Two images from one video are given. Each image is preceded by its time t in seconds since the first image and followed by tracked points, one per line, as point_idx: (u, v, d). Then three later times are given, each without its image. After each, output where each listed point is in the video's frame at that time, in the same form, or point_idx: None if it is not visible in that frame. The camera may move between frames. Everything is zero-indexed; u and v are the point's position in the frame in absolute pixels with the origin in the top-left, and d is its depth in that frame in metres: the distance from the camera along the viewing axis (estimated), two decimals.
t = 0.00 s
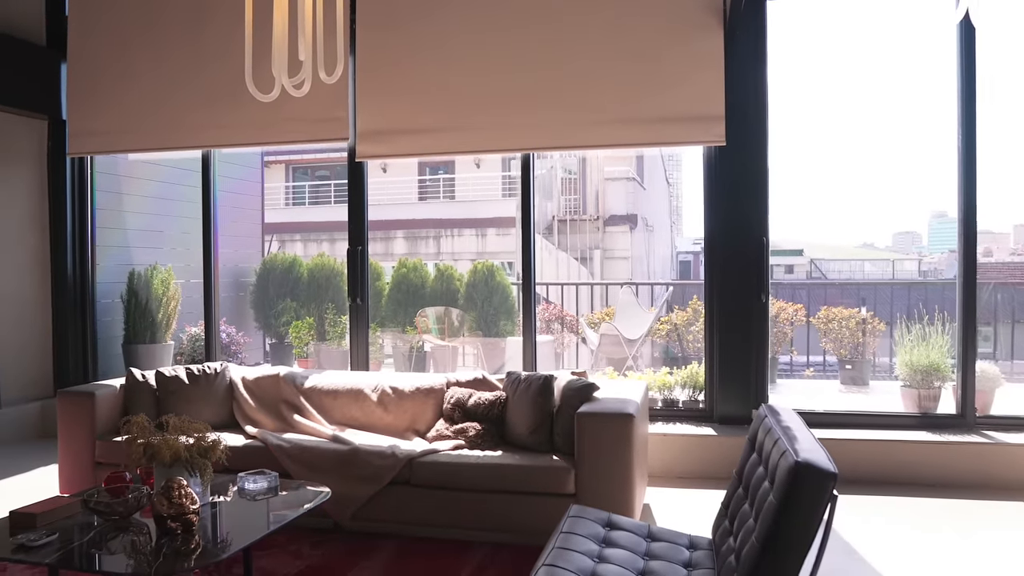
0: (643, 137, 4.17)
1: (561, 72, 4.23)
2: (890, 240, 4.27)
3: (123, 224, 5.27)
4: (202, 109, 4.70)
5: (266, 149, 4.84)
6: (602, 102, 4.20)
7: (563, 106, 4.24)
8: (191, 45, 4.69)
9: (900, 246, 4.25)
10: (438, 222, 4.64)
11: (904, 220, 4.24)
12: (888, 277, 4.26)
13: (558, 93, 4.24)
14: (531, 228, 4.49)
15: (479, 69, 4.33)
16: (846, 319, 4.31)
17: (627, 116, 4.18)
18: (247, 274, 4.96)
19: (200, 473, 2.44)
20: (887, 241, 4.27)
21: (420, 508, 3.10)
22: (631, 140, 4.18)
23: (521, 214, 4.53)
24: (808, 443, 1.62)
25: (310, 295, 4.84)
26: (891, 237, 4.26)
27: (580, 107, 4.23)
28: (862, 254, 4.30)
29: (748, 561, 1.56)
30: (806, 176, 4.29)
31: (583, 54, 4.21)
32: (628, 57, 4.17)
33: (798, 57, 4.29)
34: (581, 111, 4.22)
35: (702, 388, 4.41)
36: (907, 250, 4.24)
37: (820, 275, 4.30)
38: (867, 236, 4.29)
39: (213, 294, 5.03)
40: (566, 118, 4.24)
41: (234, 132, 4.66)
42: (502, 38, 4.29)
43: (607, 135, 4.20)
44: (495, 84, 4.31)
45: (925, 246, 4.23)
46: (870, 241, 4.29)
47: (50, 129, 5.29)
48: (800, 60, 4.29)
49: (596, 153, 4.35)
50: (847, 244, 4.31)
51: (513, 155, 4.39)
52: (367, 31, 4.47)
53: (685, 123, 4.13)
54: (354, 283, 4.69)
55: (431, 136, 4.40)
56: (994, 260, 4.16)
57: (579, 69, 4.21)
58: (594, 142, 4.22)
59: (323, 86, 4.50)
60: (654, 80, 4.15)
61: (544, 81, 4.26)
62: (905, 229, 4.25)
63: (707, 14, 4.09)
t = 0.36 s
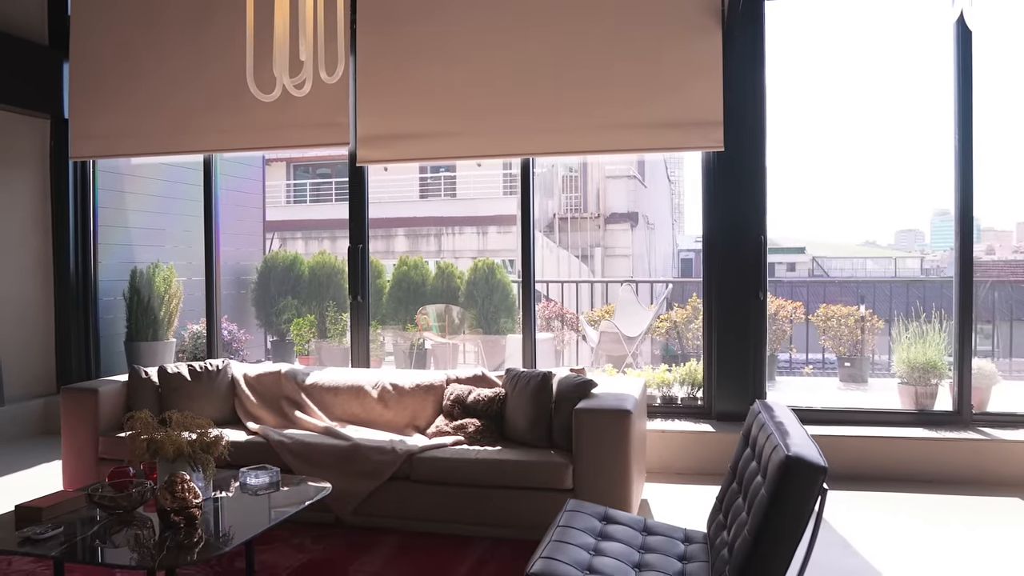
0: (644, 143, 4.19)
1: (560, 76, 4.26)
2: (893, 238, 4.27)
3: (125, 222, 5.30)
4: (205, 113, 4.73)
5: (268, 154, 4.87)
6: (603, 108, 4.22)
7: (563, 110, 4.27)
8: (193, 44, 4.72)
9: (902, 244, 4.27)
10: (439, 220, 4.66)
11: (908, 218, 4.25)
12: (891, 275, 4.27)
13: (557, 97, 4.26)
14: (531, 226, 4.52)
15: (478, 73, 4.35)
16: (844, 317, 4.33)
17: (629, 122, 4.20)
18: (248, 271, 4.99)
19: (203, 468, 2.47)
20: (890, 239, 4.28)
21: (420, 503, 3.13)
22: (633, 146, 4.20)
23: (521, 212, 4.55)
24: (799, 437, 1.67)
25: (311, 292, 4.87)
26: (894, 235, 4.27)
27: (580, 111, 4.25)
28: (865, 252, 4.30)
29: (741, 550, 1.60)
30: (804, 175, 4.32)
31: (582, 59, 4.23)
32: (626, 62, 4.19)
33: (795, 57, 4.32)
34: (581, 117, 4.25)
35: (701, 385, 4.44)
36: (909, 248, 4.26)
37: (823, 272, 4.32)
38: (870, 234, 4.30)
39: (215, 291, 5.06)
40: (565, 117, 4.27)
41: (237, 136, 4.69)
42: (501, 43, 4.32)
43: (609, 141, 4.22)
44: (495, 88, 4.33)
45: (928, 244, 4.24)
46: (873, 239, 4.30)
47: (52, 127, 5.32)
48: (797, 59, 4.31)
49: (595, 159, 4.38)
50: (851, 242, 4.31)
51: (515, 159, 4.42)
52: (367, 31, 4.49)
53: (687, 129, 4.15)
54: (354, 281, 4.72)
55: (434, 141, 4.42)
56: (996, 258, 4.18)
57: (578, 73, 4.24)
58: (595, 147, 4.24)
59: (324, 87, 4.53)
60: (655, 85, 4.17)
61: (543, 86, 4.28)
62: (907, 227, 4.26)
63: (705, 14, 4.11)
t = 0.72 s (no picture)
0: (646, 146, 4.21)
1: (560, 77, 4.28)
2: (897, 236, 4.29)
3: (128, 220, 5.33)
4: (207, 113, 4.75)
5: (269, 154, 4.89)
6: (605, 109, 4.24)
7: (563, 109, 4.28)
8: (195, 43, 4.74)
9: (907, 241, 4.28)
10: (441, 217, 4.68)
11: (912, 216, 4.27)
12: (895, 273, 4.29)
13: (558, 98, 4.28)
14: (531, 224, 4.54)
15: (479, 74, 4.37)
16: (844, 314, 4.35)
17: (631, 126, 4.22)
18: (251, 268, 5.02)
19: (206, 462, 2.50)
20: (894, 236, 4.29)
21: (422, 498, 3.16)
22: (635, 150, 4.22)
23: (523, 209, 4.57)
24: (792, 430, 1.70)
25: (313, 289, 4.90)
26: (898, 233, 4.29)
27: (581, 110, 4.27)
28: (868, 250, 4.32)
29: (735, 541, 1.64)
30: (803, 174, 4.33)
31: (581, 61, 4.25)
32: (626, 63, 4.21)
33: (794, 55, 4.33)
34: (583, 120, 4.27)
35: (700, 382, 4.46)
36: (913, 246, 4.27)
37: (826, 270, 4.33)
38: (874, 232, 4.31)
39: (217, 288, 5.08)
40: (566, 114, 4.28)
41: (240, 138, 4.72)
42: (502, 43, 4.33)
43: (611, 144, 4.24)
44: (496, 89, 4.35)
45: (931, 242, 4.26)
46: (877, 236, 4.31)
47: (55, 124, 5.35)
48: (796, 57, 4.32)
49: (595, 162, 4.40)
50: (855, 240, 4.33)
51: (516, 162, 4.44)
52: (368, 28, 4.51)
53: (687, 133, 4.17)
54: (356, 278, 4.75)
55: (436, 145, 4.44)
56: (1001, 256, 4.19)
57: (578, 74, 4.25)
58: (597, 151, 4.26)
59: (325, 86, 4.54)
60: (656, 88, 4.18)
61: (544, 87, 4.30)
62: (911, 224, 4.28)
63: (704, 13, 4.12)
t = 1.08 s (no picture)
0: (650, 150, 4.23)
1: (563, 77, 4.29)
2: (904, 234, 4.29)
3: (134, 217, 5.37)
4: (213, 111, 4.78)
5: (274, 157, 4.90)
6: (609, 106, 4.25)
7: (567, 106, 4.30)
8: (201, 41, 4.77)
9: (914, 239, 4.28)
10: (445, 215, 4.70)
11: (919, 213, 4.27)
12: (902, 271, 4.29)
13: (562, 98, 4.30)
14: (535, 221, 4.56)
15: (483, 74, 4.39)
16: (848, 311, 4.36)
17: (636, 129, 4.23)
18: (257, 265, 5.05)
19: (214, 455, 2.53)
20: (901, 235, 4.30)
21: (426, 492, 3.19)
22: (638, 153, 4.24)
23: (527, 207, 4.58)
24: (789, 421, 1.74)
25: (318, 286, 4.93)
26: (905, 231, 4.29)
27: (584, 108, 4.28)
28: (876, 248, 4.32)
29: (732, 533, 1.67)
30: (807, 171, 4.34)
31: (585, 61, 4.26)
32: (629, 62, 4.23)
33: (795, 54, 4.33)
34: (587, 120, 4.28)
35: (703, 378, 4.48)
36: (921, 244, 4.28)
37: (833, 268, 4.34)
38: (881, 230, 4.31)
39: (224, 285, 5.12)
40: (569, 112, 4.30)
41: (247, 140, 4.74)
42: (506, 43, 4.35)
43: (615, 147, 4.25)
44: (500, 88, 4.37)
45: (939, 240, 4.26)
46: (885, 234, 4.31)
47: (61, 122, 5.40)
48: (799, 55, 4.33)
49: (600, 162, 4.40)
50: (862, 237, 4.33)
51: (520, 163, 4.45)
52: (373, 27, 4.53)
53: (690, 137, 4.18)
54: (361, 274, 4.78)
55: (441, 147, 4.46)
56: (1010, 254, 4.20)
57: (581, 72, 4.27)
58: (602, 151, 4.27)
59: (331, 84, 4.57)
60: (660, 88, 4.20)
61: (548, 86, 4.32)
62: (918, 222, 4.28)
63: (707, 10, 4.14)
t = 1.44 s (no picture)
0: (655, 152, 4.25)
1: (569, 76, 4.31)
2: (913, 231, 4.30)
3: (145, 215, 5.42)
4: (222, 109, 4.83)
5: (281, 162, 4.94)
6: (614, 104, 4.27)
7: (572, 104, 4.32)
8: (210, 40, 4.81)
9: (924, 237, 4.29)
10: (452, 212, 4.72)
11: (929, 211, 4.27)
12: (911, 269, 4.30)
13: (567, 98, 4.32)
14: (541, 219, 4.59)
15: (489, 74, 4.41)
16: (854, 308, 4.37)
17: (642, 132, 4.25)
18: (265, 263, 5.10)
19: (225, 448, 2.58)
20: (911, 232, 4.30)
21: (433, 486, 3.23)
22: (644, 149, 4.25)
23: (533, 204, 4.61)
24: (789, 414, 1.77)
25: (326, 283, 4.97)
26: (915, 228, 4.29)
27: (589, 106, 4.30)
28: (884, 245, 4.32)
29: (732, 524, 1.71)
30: (812, 169, 4.35)
31: (590, 62, 4.28)
32: (634, 62, 4.24)
33: (801, 52, 4.34)
34: (593, 117, 4.30)
35: (709, 374, 4.50)
36: (931, 241, 4.28)
37: (841, 265, 4.36)
38: (890, 227, 4.32)
39: (233, 282, 5.17)
40: (575, 110, 4.32)
41: (257, 143, 4.78)
42: (511, 44, 4.38)
43: (621, 148, 4.28)
44: (506, 88, 4.39)
45: (948, 237, 4.26)
46: (894, 231, 4.32)
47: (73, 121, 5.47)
48: (804, 54, 4.34)
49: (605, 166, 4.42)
50: (870, 234, 4.34)
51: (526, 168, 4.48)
52: (380, 26, 4.56)
53: (696, 142, 4.20)
54: (369, 272, 4.82)
55: (448, 147, 4.49)
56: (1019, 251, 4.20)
57: (586, 71, 4.29)
58: (607, 149, 4.29)
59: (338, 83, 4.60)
60: (665, 86, 4.21)
61: (553, 84, 4.34)
62: (928, 220, 4.28)
63: (711, 9, 4.15)
